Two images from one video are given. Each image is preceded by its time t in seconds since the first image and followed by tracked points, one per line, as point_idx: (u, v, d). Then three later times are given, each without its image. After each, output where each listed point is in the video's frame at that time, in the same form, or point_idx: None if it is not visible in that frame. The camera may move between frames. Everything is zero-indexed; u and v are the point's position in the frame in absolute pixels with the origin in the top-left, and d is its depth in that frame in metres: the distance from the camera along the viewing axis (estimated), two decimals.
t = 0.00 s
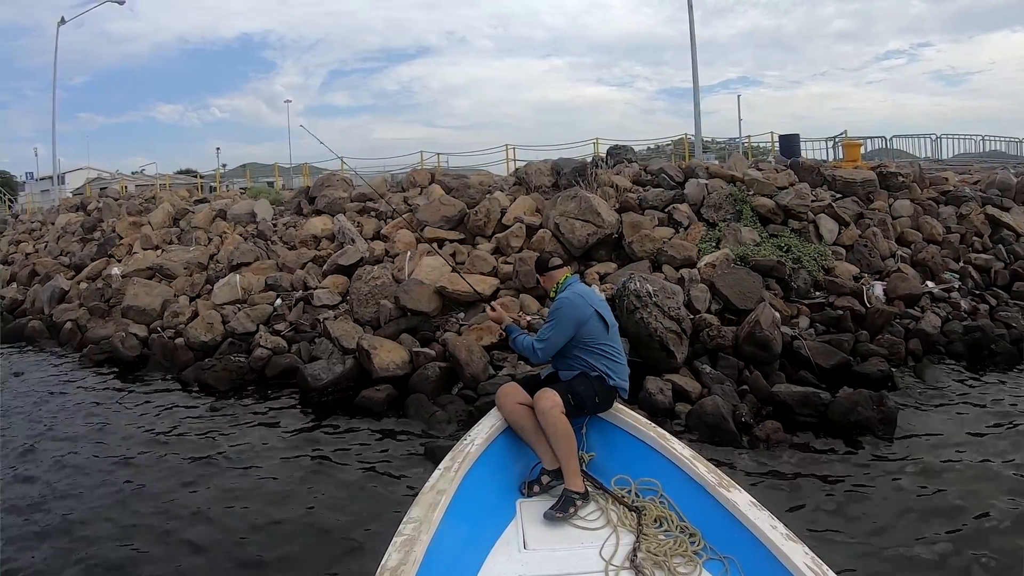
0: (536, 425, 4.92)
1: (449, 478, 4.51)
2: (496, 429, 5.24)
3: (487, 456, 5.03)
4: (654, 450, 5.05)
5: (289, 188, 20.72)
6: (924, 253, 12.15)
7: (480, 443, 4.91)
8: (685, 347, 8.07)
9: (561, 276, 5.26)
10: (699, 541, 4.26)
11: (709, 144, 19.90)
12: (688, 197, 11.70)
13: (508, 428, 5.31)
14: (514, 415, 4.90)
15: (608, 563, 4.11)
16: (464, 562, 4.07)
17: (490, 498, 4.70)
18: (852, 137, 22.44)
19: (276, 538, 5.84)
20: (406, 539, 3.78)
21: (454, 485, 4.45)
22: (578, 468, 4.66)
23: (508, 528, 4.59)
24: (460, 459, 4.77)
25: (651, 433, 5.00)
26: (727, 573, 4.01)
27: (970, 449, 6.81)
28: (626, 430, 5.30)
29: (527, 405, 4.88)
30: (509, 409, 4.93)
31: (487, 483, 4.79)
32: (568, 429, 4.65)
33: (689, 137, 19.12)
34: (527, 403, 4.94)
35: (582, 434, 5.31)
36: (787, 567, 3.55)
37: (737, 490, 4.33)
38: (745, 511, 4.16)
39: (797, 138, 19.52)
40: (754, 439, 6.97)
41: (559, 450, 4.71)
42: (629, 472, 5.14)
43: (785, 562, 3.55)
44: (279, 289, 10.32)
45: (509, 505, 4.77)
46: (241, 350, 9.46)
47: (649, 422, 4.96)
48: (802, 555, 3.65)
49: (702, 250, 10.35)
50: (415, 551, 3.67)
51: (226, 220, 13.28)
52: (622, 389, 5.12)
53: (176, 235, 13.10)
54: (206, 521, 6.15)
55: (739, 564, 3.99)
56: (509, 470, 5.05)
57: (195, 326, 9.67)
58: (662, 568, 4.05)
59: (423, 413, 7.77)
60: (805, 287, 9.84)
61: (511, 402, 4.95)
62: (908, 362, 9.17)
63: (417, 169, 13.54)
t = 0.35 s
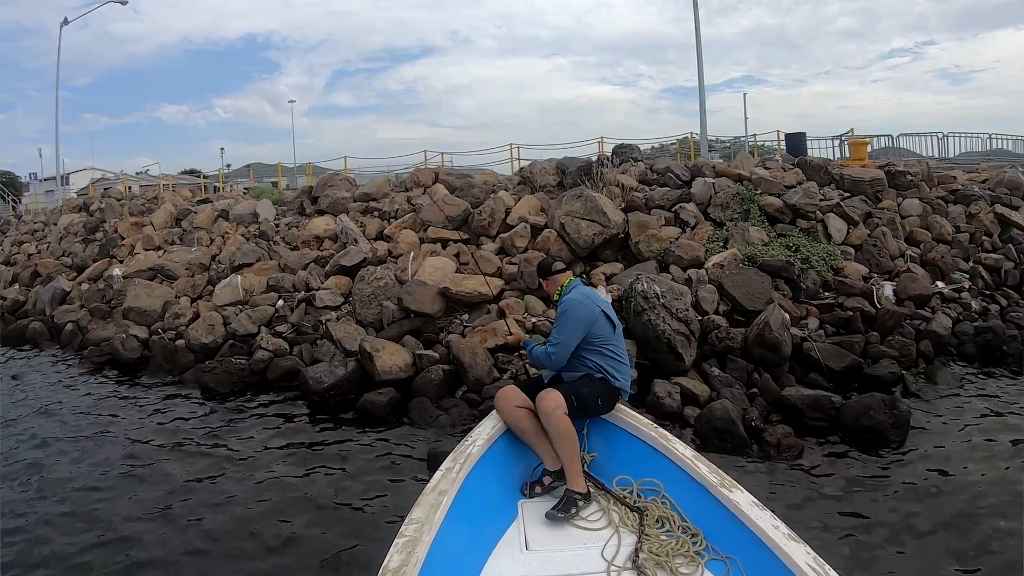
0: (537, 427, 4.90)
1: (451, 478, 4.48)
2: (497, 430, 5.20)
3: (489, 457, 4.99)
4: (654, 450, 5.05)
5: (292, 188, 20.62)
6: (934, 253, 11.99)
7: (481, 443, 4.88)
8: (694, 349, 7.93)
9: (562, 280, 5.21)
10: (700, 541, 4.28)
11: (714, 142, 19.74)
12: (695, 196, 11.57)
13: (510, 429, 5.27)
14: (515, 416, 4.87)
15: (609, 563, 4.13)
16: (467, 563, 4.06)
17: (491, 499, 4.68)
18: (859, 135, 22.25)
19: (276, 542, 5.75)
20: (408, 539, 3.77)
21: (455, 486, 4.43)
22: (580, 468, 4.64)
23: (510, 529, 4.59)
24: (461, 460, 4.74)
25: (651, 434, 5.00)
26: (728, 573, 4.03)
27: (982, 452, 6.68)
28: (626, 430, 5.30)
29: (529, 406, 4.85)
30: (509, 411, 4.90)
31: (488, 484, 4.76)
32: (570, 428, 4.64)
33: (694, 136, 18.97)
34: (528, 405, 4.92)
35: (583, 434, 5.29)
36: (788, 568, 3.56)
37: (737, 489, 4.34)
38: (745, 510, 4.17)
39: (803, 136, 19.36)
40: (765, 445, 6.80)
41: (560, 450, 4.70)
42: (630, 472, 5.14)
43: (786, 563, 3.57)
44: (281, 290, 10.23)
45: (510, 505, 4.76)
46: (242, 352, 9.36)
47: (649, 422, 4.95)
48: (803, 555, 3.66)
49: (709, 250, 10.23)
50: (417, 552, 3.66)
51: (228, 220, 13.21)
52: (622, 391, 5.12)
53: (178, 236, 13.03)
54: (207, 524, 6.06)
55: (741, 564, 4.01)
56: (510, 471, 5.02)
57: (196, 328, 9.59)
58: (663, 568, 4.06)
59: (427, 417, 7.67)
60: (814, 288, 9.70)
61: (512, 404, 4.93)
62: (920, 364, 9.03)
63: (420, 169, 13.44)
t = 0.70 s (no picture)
0: (537, 426, 4.84)
1: (450, 478, 4.41)
2: (496, 430, 5.13)
3: (488, 456, 4.92)
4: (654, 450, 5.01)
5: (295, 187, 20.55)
6: (943, 253, 11.85)
7: (481, 443, 4.80)
8: (701, 352, 7.82)
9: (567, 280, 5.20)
10: (699, 541, 4.25)
11: (719, 142, 19.60)
12: (701, 196, 11.45)
13: (509, 428, 5.19)
14: (515, 416, 4.81)
15: (608, 563, 4.11)
16: (466, 564, 4.02)
17: (490, 499, 4.63)
18: (865, 134, 22.10)
19: (275, 546, 5.66)
20: (408, 540, 3.71)
21: (455, 486, 4.37)
22: (580, 468, 4.61)
23: (510, 529, 4.55)
24: (461, 460, 4.67)
25: (651, 433, 4.95)
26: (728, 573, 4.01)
27: (994, 457, 6.56)
28: (625, 429, 5.24)
29: (529, 405, 4.79)
30: (509, 411, 4.83)
31: (488, 484, 4.70)
32: (570, 427, 4.61)
33: (699, 135, 18.84)
34: (529, 404, 4.86)
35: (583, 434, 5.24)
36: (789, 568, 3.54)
37: (738, 489, 4.31)
38: (746, 511, 4.14)
39: (809, 135, 19.23)
40: (774, 450, 6.74)
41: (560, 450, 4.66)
42: (629, 471, 5.10)
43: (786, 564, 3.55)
44: (282, 291, 10.13)
45: (509, 505, 4.71)
46: (243, 354, 9.28)
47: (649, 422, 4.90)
48: (803, 555, 3.64)
49: (716, 250, 10.11)
50: (417, 553, 3.60)
51: (231, 220, 13.13)
52: (624, 392, 5.06)
53: (180, 236, 12.96)
54: (205, 527, 5.98)
55: (741, 565, 3.99)
56: (509, 471, 4.96)
57: (196, 329, 9.51)
58: (663, 568, 4.04)
59: (428, 421, 7.57)
60: (823, 289, 9.58)
61: (512, 403, 4.86)
62: (930, 367, 8.89)
63: (424, 168, 13.34)
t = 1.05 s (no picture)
0: (536, 426, 4.84)
1: (450, 478, 4.41)
2: (496, 428, 5.11)
3: (488, 456, 4.92)
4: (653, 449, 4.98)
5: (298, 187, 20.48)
6: (951, 254, 11.70)
7: (480, 442, 4.78)
8: (708, 355, 7.70)
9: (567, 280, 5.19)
10: (699, 541, 4.24)
11: (724, 141, 19.46)
12: (707, 195, 11.32)
13: (509, 428, 5.18)
14: (514, 416, 4.80)
15: (608, 563, 4.11)
16: (464, 563, 4.04)
17: (490, 499, 4.64)
18: (871, 133, 21.93)
19: (274, 553, 5.58)
20: (406, 539, 3.72)
21: (455, 486, 4.37)
22: (579, 468, 4.60)
23: (509, 528, 4.57)
24: (461, 459, 4.65)
25: (651, 433, 4.92)
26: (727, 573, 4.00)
27: (1005, 463, 6.46)
28: (625, 429, 5.21)
29: (528, 405, 4.79)
30: (508, 409, 4.83)
31: (487, 483, 4.70)
32: (570, 427, 4.60)
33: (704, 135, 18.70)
34: (527, 404, 4.85)
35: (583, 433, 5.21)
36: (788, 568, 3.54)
37: (737, 489, 4.29)
38: (745, 510, 4.12)
39: (814, 135, 19.09)
40: (783, 456, 6.65)
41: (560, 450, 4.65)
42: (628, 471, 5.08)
43: (785, 563, 3.54)
44: (283, 293, 10.02)
45: (509, 504, 4.71)
46: (243, 356, 9.18)
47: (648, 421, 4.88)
48: (803, 555, 3.63)
49: (723, 251, 10.00)
50: (415, 552, 3.61)
51: (232, 221, 13.06)
52: (623, 391, 5.06)
53: (181, 236, 12.89)
54: (205, 534, 5.91)
55: (740, 565, 3.97)
56: (509, 470, 4.96)
57: (196, 331, 9.43)
58: (662, 568, 4.05)
59: (430, 426, 7.47)
60: (831, 290, 9.47)
61: (511, 402, 4.86)
62: (940, 369, 8.78)
63: (427, 168, 13.24)
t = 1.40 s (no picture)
0: (536, 425, 4.82)
1: (449, 477, 4.38)
2: (496, 428, 5.08)
3: (488, 455, 4.90)
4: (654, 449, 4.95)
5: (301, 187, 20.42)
6: (960, 254, 11.56)
7: (480, 442, 4.74)
8: (715, 359, 7.58)
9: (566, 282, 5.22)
10: (699, 541, 4.20)
11: (729, 140, 19.34)
12: (713, 195, 11.20)
13: (509, 428, 5.16)
14: (514, 415, 4.80)
15: (607, 562, 4.09)
16: (464, 562, 4.01)
17: (489, 498, 4.61)
18: (877, 132, 21.78)
19: (273, 560, 5.50)
20: (406, 539, 3.69)
21: (454, 485, 4.33)
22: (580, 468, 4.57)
23: (509, 527, 4.55)
24: (461, 458, 4.62)
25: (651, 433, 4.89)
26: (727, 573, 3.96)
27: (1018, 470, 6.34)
28: (626, 429, 5.19)
29: (529, 404, 4.78)
30: (508, 409, 4.82)
31: (487, 483, 4.67)
32: (570, 426, 4.58)
33: (709, 134, 18.57)
34: (527, 403, 4.85)
35: (582, 434, 5.20)
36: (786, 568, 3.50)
37: (737, 489, 4.24)
38: (745, 510, 4.08)
39: (820, 134, 18.96)
40: (794, 462, 6.52)
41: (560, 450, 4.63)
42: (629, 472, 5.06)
43: (784, 563, 3.50)
44: (285, 295, 9.94)
45: (508, 504, 4.70)
46: (244, 359, 9.09)
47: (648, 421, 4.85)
48: (802, 554, 3.59)
49: (730, 252, 9.89)
50: (416, 551, 3.59)
51: (234, 222, 13.00)
52: (622, 392, 5.06)
53: (182, 238, 12.83)
54: (203, 539, 5.82)
55: (740, 564, 3.94)
56: (508, 470, 4.94)
57: (197, 334, 9.35)
58: (662, 568, 4.02)
59: (433, 431, 7.38)
60: (839, 291, 9.38)
61: (511, 402, 4.86)
62: (950, 372, 8.66)
63: (430, 169, 13.15)
